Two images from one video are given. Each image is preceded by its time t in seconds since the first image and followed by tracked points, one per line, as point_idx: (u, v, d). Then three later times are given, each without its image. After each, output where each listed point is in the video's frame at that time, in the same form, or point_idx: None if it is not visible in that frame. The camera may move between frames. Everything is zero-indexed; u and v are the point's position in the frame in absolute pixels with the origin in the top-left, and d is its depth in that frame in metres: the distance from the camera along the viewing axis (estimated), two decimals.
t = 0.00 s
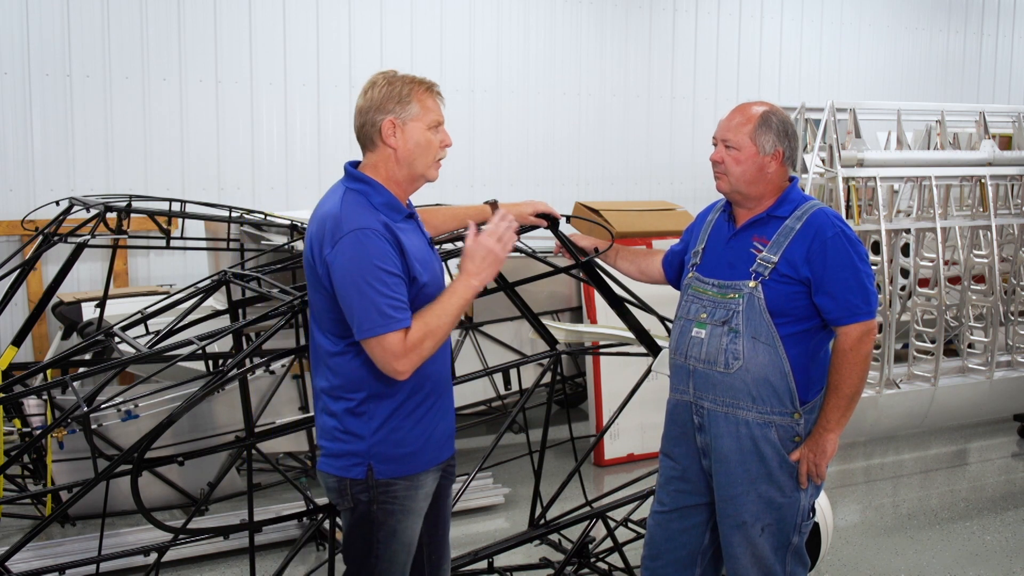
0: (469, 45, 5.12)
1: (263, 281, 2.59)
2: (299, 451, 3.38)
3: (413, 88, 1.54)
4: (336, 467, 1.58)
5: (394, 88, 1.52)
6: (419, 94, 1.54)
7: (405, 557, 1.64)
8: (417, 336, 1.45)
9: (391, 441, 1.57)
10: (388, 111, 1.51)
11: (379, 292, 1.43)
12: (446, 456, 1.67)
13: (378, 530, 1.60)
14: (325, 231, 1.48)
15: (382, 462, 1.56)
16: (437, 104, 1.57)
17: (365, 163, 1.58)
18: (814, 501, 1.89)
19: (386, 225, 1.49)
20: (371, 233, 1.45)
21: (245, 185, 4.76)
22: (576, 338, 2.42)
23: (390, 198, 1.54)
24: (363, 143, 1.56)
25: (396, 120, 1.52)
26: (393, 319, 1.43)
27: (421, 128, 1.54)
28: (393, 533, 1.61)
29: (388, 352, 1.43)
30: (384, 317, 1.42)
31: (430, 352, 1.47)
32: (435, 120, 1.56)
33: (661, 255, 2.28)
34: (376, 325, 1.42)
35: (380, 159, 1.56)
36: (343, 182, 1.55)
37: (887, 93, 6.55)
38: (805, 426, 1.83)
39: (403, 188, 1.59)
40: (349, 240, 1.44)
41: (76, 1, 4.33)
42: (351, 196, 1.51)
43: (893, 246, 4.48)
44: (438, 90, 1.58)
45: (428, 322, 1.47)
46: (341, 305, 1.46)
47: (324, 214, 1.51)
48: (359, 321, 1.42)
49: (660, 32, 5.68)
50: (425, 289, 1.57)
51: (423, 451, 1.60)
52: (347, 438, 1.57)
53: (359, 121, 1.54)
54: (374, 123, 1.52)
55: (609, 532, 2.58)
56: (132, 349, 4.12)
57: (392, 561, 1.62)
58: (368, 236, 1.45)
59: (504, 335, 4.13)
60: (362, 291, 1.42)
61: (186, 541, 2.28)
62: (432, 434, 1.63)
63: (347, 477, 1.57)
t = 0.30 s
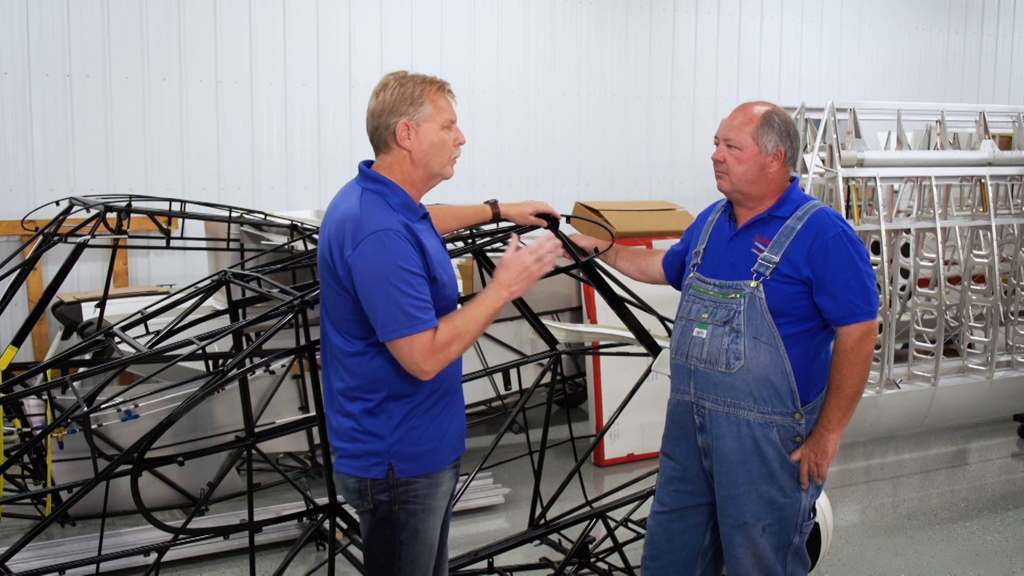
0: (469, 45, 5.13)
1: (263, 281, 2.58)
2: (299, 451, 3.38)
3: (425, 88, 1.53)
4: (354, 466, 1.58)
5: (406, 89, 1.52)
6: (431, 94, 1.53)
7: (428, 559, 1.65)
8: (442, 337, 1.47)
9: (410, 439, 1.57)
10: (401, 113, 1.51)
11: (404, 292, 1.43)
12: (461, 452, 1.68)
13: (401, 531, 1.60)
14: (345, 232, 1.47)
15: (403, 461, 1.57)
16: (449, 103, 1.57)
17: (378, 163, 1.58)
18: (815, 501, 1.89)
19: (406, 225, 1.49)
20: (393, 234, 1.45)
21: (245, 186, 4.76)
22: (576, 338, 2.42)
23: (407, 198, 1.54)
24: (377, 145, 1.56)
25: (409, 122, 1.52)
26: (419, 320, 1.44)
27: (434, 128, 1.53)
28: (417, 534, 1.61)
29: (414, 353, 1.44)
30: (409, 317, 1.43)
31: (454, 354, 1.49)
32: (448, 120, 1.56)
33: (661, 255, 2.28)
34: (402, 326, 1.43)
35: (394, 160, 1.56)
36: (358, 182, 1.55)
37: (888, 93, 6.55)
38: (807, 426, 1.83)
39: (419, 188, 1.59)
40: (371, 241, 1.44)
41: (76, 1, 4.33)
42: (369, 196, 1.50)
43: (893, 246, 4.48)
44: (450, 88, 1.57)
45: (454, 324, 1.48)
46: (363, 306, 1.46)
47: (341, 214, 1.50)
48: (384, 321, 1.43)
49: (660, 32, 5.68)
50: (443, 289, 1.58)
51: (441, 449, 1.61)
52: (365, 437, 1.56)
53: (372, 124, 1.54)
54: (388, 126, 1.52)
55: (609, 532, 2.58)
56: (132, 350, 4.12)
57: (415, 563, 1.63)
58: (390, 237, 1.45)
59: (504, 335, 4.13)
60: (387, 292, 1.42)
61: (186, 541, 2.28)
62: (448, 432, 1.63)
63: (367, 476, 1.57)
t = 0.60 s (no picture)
0: (469, 45, 5.13)
1: (262, 281, 2.58)
2: (299, 451, 3.38)
3: (430, 87, 1.53)
4: (360, 464, 1.58)
5: (411, 88, 1.52)
6: (436, 93, 1.53)
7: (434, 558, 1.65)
8: (452, 338, 1.47)
9: (416, 438, 1.57)
10: (407, 113, 1.51)
11: (416, 292, 1.43)
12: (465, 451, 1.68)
13: (406, 530, 1.61)
14: (357, 230, 1.47)
15: (409, 460, 1.57)
16: (455, 100, 1.56)
17: (386, 162, 1.58)
18: (816, 501, 1.90)
19: (418, 224, 1.49)
20: (406, 233, 1.45)
21: (244, 186, 4.76)
22: (576, 338, 2.42)
23: (418, 198, 1.54)
24: (383, 145, 1.56)
25: (416, 122, 1.52)
26: (430, 320, 1.44)
27: (441, 127, 1.53)
28: (422, 533, 1.61)
29: (424, 353, 1.44)
30: (420, 317, 1.43)
31: (462, 356, 1.49)
32: (454, 117, 1.56)
33: (661, 255, 2.28)
34: (413, 326, 1.43)
35: (401, 160, 1.56)
36: (370, 180, 1.55)
37: (887, 93, 6.55)
38: (809, 426, 1.83)
39: (426, 188, 1.59)
40: (384, 240, 1.44)
41: (76, 2, 4.33)
42: (381, 195, 1.51)
43: (893, 246, 4.48)
44: (454, 86, 1.57)
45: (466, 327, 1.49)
46: (374, 304, 1.46)
47: (353, 211, 1.50)
48: (394, 321, 1.43)
49: (660, 32, 5.68)
50: (453, 289, 1.58)
51: (447, 448, 1.61)
52: (371, 435, 1.57)
53: (379, 124, 1.54)
54: (395, 126, 1.52)
55: (609, 532, 2.58)
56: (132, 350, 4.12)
57: (420, 564, 1.63)
58: (402, 236, 1.45)
59: (504, 335, 4.13)
60: (399, 291, 1.43)
61: (186, 541, 2.28)
62: (453, 431, 1.64)
63: (372, 475, 1.57)
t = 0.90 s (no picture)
0: (470, 45, 5.13)
1: (263, 281, 2.58)
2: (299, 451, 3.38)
3: (430, 87, 1.53)
4: (362, 463, 1.58)
5: (412, 89, 1.52)
6: (437, 93, 1.53)
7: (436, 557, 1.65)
8: (450, 339, 1.47)
9: (417, 438, 1.57)
10: (408, 113, 1.51)
11: (414, 293, 1.43)
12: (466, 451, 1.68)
13: (407, 530, 1.60)
14: (357, 230, 1.47)
15: (410, 460, 1.57)
16: (455, 100, 1.57)
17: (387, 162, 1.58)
18: (817, 501, 1.90)
19: (417, 225, 1.49)
20: (405, 233, 1.45)
21: (244, 185, 4.76)
22: (576, 338, 2.41)
23: (418, 197, 1.54)
24: (384, 145, 1.56)
25: (417, 122, 1.52)
26: (427, 321, 1.44)
27: (441, 127, 1.53)
28: (423, 532, 1.61)
29: (421, 353, 1.44)
30: (418, 318, 1.43)
31: (460, 358, 1.49)
32: (455, 117, 1.56)
33: (661, 254, 2.27)
34: (410, 327, 1.43)
35: (401, 160, 1.56)
36: (370, 180, 1.55)
37: (888, 93, 6.55)
38: (811, 426, 1.83)
39: (427, 188, 1.59)
40: (382, 239, 1.44)
41: (76, 1, 4.33)
42: (380, 195, 1.50)
43: (893, 246, 4.48)
44: (455, 86, 1.57)
45: (464, 329, 1.49)
46: (373, 304, 1.46)
47: (353, 211, 1.50)
48: (392, 321, 1.43)
49: (660, 32, 5.69)
50: (452, 289, 1.58)
51: (447, 448, 1.61)
52: (373, 435, 1.57)
53: (379, 124, 1.54)
54: (396, 126, 1.52)
55: (609, 532, 2.58)
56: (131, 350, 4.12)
57: (422, 564, 1.63)
58: (401, 236, 1.45)
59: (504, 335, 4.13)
60: (397, 291, 1.42)
61: (186, 541, 2.28)
62: (454, 431, 1.64)
63: (373, 475, 1.57)
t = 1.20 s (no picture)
0: (470, 45, 5.13)
1: (262, 281, 2.58)
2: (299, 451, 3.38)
3: (432, 88, 1.53)
4: (358, 465, 1.58)
5: (413, 89, 1.51)
6: (438, 94, 1.53)
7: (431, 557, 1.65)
8: (445, 340, 1.47)
9: (412, 439, 1.57)
10: (409, 113, 1.51)
11: (408, 294, 1.43)
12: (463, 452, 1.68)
13: (402, 531, 1.60)
14: (352, 231, 1.47)
15: (405, 461, 1.57)
16: (454, 102, 1.57)
17: (384, 163, 1.57)
18: (819, 501, 1.90)
19: (412, 226, 1.49)
20: (400, 234, 1.45)
21: (244, 186, 4.76)
22: (576, 338, 2.41)
23: (414, 198, 1.54)
24: (383, 145, 1.55)
25: (417, 123, 1.52)
26: (423, 322, 1.44)
27: (441, 129, 1.53)
28: (418, 534, 1.61)
29: (415, 355, 1.44)
30: (412, 319, 1.43)
31: (454, 361, 1.49)
32: (454, 119, 1.56)
33: (661, 255, 2.27)
34: (405, 328, 1.42)
35: (401, 161, 1.55)
36: (365, 182, 1.55)
37: (888, 92, 6.55)
38: (814, 426, 1.83)
39: (423, 189, 1.59)
40: (377, 241, 1.44)
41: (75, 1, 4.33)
42: (376, 196, 1.51)
43: (893, 246, 4.48)
44: (455, 88, 1.57)
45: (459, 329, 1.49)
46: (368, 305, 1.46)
47: (349, 212, 1.50)
48: (388, 321, 1.43)
49: (660, 32, 5.69)
50: (449, 290, 1.57)
51: (444, 450, 1.61)
52: (369, 436, 1.57)
53: (378, 123, 1.53)
54: (396, 126, 1.52)
55: (609, 532, 2.58)
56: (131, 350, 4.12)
57: (417, 564, 1.63)
58: (396, 238, 1.45)
59: (504, 335, 4.13)
60: (392, 293, 1.42)
61: (186, 541, 2.28)
62: (451, 433, 1.63)
63: (369, 475, 1.56)
